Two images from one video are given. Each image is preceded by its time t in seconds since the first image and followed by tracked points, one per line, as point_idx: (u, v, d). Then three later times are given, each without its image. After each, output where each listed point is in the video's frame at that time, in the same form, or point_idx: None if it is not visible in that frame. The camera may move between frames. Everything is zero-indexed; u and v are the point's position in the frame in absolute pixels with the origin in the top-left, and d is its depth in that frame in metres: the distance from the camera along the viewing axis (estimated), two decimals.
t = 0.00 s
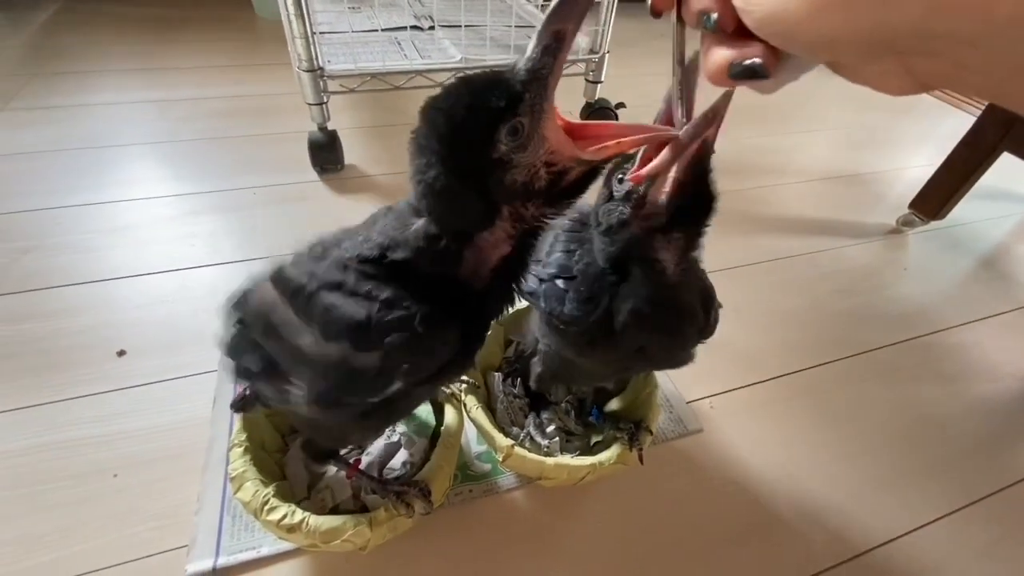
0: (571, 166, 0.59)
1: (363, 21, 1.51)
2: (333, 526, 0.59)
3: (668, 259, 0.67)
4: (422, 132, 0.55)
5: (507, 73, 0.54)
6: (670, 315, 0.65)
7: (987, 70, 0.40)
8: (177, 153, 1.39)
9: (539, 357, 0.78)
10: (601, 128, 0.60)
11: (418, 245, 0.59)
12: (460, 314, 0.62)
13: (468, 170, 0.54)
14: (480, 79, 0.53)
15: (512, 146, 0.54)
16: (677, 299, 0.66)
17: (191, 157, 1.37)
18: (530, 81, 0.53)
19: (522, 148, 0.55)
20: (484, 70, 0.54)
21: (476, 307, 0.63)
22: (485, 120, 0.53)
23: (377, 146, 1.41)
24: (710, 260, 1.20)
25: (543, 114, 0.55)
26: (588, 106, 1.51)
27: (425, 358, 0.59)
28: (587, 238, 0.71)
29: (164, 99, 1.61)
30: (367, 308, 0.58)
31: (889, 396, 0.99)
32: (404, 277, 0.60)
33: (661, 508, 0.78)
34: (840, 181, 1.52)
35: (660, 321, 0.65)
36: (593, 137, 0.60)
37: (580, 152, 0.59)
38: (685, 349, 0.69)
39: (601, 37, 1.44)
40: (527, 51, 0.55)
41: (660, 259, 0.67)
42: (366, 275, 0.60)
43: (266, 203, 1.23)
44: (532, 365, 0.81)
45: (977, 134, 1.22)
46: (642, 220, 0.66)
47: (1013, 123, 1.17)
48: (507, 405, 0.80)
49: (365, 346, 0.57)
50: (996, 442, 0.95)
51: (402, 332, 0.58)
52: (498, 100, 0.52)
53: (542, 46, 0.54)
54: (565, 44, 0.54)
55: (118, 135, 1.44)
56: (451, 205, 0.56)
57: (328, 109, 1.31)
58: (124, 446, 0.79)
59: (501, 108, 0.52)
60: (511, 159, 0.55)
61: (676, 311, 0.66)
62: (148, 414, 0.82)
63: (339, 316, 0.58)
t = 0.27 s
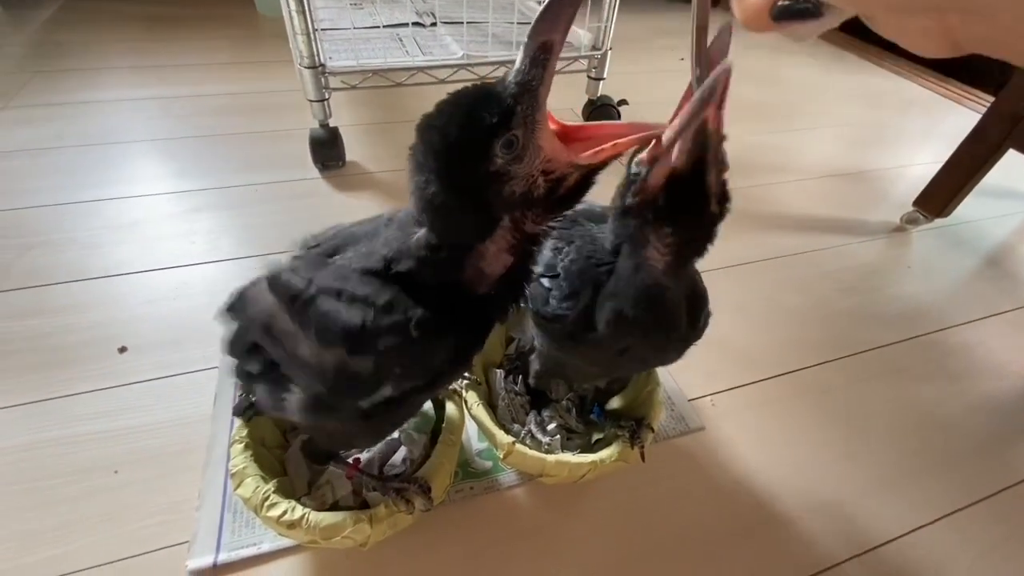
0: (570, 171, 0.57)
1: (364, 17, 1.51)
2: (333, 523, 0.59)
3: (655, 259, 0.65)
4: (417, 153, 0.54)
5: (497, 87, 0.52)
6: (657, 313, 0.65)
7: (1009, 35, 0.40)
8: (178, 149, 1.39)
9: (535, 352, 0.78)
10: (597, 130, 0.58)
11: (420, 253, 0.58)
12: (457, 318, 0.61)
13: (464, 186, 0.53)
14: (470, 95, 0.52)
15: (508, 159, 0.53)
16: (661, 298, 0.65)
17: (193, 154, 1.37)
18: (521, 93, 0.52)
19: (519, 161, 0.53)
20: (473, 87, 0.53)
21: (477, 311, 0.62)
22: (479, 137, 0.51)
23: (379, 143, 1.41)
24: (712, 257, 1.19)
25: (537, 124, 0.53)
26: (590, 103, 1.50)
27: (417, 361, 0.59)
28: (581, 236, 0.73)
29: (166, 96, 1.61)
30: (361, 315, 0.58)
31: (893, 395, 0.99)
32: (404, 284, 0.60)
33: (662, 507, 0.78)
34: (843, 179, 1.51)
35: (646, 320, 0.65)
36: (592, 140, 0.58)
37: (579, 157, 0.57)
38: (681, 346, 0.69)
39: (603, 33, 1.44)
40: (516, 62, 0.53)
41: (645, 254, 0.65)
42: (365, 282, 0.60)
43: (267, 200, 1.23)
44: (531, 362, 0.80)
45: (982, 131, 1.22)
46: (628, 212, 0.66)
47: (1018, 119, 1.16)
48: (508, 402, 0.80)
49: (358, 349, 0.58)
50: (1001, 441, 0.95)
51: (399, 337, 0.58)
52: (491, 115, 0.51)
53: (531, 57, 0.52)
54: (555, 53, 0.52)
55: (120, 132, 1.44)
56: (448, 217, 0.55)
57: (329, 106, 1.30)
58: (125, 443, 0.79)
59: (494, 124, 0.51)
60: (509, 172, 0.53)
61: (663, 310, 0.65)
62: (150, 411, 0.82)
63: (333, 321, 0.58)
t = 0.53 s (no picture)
0: (547, 190, 0.56)
1: (364, 15, 1.51)
2: (330, 519, 0.59)
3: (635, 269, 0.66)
4: (397, 168, 0.53)
5: (476, 104, 0.53)
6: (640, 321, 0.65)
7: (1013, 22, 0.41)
8: (179, 148, 1.39)
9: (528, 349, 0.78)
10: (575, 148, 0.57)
11: (412, 266, 0.58)
12: (461, 327, 0.61)
13: (444, 201, 0.53)
14: (449, 113, 0.52)
15: (485, 174, 0.53)
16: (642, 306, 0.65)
17: (194, 152, 1.37)
18: (499, 112, 0.52)
19: (496, 177, 0.53)
20: (454, 104, 0.53)
21: (478, 319, 0.62)
22: (456, 153, 0.51)
23: (378, 141, 1.41)
24: (712, 255, 1.19)
25: (514, 143, 0.53)
26: (590, 100, 1.50)
27: (424, 372, 0.59)
28: (570, 241, 0.74)
29: (167, 94, 1.61)
30: (367, 334, 0.58)
31: (893, 392, 0.99)
32: (404, 296, 0.60)
33: (660, 504, 0.78)
34: (845, 175, 1.51)
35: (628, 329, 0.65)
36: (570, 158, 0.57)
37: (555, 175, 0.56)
38: (670, 353, 0.68)
39: (603, 29, 1.43)
40: (495, 81, 0.53)
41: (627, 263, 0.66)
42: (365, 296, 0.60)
43: (267, 197, 1.24)
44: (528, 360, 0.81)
45: (984, 126, 1.20)
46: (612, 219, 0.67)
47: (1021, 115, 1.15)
48: (506, 399, 0.81)
49: (367, 371, 0.58)
50: (1001, 439, 0.94)
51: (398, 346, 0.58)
52: (468, 133, 0.51)
53: (510, 76, 0.52)
54: (535, 75, 0.53)
55: (121, 131, 1.45)
56: (434, 235, 0.54)
57: (329, 104, 1.30)
58: (125, 440, 0.79)
59: (471, 141, 0.51)
60: (486, 187, 0.53)
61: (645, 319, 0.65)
62: (150, 408, 0.83)
63: (345, 347, 0.59)
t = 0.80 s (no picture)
0: (560, 189, 0.55)
1: (366, 9, 1.50)
2: (332, 514, 0.59)
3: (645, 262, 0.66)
4: (410, 165, 0.53)
5: (489, 102, 0.51)
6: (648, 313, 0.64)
7: None
8: (182, 144, 1.39)
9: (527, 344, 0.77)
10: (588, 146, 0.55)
11: (420, 262, 0.58)
12: (468, 325, 0.61)
13: (456, 200, 0.52)
14: (462, 111, 0.51)
15: (498, 174, 0.52)
16: (652, 298, 0.64)
17: (197, 148, 1.37)
18: (512, 111, 0.50)
19: (508, 176, 0.52)
20: (466, 101, 0.52)
21: (486, 318, 0.62)
22: (469, 152, 0.50)
23: (381, 136, 1.41)
24: (716, 250, 1.18)
25: (528, 142, 0.52)
26: (593, 95, 1.49)
27: (431, 369, 0.60)
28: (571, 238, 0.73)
29: (170, 90, 1.61)
30: (376, 331, 0.59)
31: (898, 388, 0.98)
32: (410, 292, 0.60)
33: (663, 500, 0.78)
34: (852, 170, 1.49)
35: (637, 321, 0.64)
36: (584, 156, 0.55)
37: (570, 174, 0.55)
38: (672, 349, 0.68)
39: (607, 23, 1.42)
40: (507, 80, 0.52)
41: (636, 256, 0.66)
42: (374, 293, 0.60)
43: (270, 193, 1.24)
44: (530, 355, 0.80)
45: (993, 120, 1.19)
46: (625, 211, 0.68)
47: None
48: (508, 394, 0.80)
49: (375, 368, 0.59)
50: (1009, 435, 0.94)
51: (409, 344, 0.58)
52: (481, 132, 0.50)
53: (523, 75, 0.51)
54: (547, 73, 0.51)
55: (124, 127, 1.45)
56: (444, 234, 0.54)
57: (331, 99, 1.30)
58: (129, 435, 0.80)
59: (484, 140, 0.50)
60: (498, 187, 0.52)
61: (652, 312, 0.64)
62: (154, 403, 0.83)
63: (352, 343, 0.59)
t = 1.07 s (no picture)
0: (564, 189, 0.55)
1: (371, 3, 1.49)
2: (342, 508, 0.59)
3: (654, 267, 0.65)
4: (413, 170, 0.52)
5: (488, 104, 0.51)
6: (655, 315, 0.64)
7: None
8: (187, 139, 1.39)
9: (535, 339, 0.76)
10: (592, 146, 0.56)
11: (431, 264, 0.57)
12: (482, 325, 0.61)
13: (457, 205, 0.51)
14: (462, 114, 0.50)
15: (499, 176, 0.51)
16: (660, 301, 0.64)
17: (202, 143, 1.37)
18: (511, 113, 0.50)
19: (510, 178, 0.51)
20: (465, 104, 0.51)
21: (498, 317, 0.61)
22: (469, 156, 0.49)
23: (386, 131, 1.40)
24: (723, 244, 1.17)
25: (528, 144, 0.52)
26: (600, 88, 1.47)
27: (448, 370, 0.59)
28: (579, 238, 0.73)
29: (174, 85, 1.61)
30: (391, 334, 0.59)
31: (908, 384, 0.97)
32: (422, 295, 0.59)
33: (672, 496, 0.77)
34: (861, 163, 1.48)
35: (646, 322, 0.64)
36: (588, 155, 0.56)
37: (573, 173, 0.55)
38: (684, 346, 0.68)
39: (613, 15, 1.41)
40: (506, 81, 0.51)
41: (646, 257, 0.66)
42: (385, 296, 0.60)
43: (276, 188, 1.23)
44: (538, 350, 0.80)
45: (1007, 112, 1.17)
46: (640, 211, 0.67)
47: None
48: (516, 389, 0.80)
49: (391, 372, 0.58)
50: (1020, 432, 0.93)
51: (421, 347, 0.58)
52: (480, 135, 0.49)
53: (521, 75, 0.50)
54: (545, 73, 0.51)
55: (129, 122, 1.45)
56: (452, 237, 0.53)
57: (336, 93, 1.29)
58: (137, 430, 0.80)
59: (484, 144, 0.49)
60: (499, 189, 0.51)
61: (659, 314, 0.64)
62: (162, 397, 0.83)
63: (367, 347, 0.59)
